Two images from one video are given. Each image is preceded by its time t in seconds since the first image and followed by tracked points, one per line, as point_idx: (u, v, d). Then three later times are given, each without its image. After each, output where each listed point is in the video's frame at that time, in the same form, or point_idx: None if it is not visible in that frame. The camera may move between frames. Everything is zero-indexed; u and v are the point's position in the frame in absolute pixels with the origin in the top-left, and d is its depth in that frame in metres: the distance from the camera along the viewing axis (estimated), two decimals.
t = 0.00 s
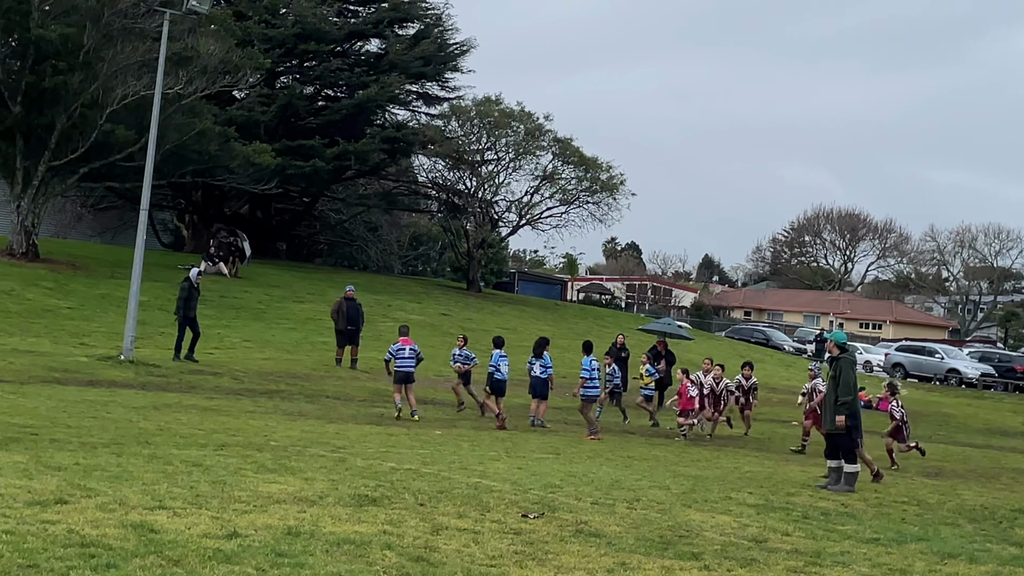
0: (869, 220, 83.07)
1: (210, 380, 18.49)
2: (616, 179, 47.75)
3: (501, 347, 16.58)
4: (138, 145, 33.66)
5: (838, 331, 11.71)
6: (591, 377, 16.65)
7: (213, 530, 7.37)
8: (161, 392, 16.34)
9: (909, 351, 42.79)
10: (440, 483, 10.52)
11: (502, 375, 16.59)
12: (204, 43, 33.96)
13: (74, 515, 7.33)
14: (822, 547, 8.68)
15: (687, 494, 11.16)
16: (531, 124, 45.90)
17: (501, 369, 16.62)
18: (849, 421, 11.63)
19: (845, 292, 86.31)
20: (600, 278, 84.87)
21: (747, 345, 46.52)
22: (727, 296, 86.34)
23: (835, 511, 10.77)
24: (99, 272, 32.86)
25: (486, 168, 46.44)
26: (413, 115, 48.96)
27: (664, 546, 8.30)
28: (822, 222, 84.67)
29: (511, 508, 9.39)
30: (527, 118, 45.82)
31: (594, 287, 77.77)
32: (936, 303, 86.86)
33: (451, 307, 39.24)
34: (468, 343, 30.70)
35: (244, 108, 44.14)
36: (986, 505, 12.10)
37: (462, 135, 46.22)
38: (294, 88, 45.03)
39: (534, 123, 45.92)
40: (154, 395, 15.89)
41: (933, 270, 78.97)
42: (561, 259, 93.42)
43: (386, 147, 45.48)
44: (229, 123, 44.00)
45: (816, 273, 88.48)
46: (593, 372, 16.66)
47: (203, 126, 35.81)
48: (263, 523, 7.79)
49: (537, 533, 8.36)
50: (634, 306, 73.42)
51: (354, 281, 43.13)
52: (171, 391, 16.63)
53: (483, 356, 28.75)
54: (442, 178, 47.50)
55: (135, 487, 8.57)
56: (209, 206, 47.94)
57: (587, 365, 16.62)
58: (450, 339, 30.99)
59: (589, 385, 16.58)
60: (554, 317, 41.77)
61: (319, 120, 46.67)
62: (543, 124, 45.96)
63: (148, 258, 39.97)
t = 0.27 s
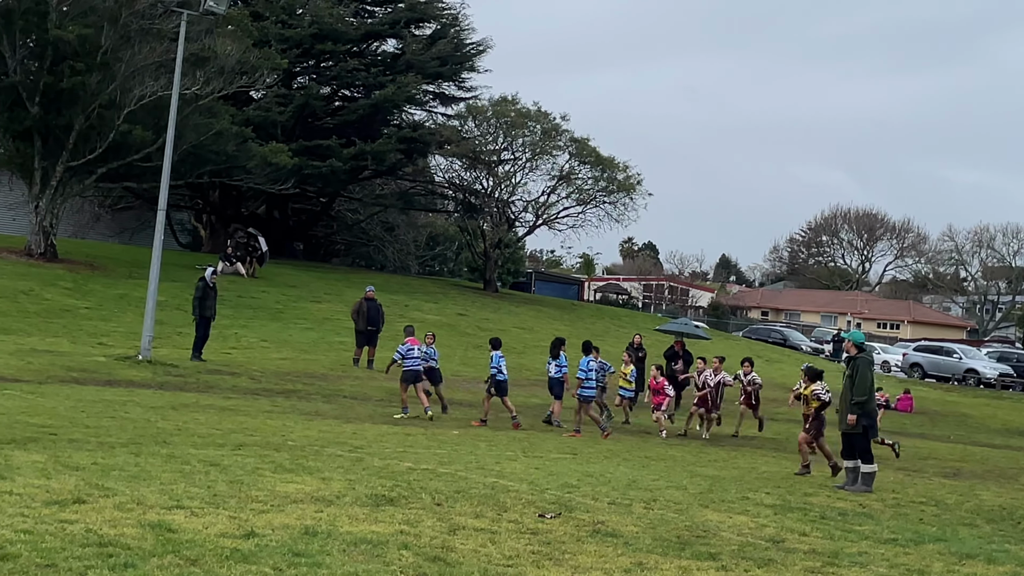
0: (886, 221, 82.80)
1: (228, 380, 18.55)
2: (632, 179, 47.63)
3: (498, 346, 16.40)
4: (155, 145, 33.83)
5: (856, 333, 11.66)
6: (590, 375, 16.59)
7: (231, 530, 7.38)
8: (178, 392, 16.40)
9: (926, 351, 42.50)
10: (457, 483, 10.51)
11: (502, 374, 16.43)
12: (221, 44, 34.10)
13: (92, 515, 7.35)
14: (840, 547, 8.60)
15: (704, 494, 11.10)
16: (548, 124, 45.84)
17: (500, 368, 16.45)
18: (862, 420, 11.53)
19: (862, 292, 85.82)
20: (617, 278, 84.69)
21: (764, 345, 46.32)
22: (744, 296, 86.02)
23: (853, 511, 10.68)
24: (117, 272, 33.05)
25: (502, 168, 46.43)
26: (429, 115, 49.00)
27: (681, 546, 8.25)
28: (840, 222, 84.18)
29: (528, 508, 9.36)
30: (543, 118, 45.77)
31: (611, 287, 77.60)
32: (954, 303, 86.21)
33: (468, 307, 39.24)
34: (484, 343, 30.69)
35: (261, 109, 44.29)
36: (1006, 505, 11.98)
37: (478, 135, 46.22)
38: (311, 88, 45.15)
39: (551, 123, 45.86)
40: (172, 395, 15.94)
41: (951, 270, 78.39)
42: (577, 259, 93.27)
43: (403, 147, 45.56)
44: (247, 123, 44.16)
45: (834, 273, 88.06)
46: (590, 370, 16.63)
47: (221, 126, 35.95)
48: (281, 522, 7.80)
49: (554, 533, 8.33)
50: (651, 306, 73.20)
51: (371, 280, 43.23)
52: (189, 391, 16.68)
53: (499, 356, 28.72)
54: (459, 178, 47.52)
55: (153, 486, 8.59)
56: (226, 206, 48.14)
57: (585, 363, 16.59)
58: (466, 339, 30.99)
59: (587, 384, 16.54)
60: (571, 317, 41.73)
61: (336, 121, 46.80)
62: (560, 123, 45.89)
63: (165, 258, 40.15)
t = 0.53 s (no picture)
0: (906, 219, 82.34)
1: (246, 378, 18.62)
2: (650, 177, 47.49)
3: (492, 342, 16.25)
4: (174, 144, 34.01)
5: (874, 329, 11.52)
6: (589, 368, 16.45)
7: (250, 527, 7.39)
8: (197, 390, 16.49)
9: (945, 350, 42.06)
10: (475, 481, 10.50)
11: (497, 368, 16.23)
12: (239, 43, 34.23)
13: (112, 512, 7.39)
14: (858, 547, 8.53)
15: (723, 493, 11.05)
16: (566, 123, 45.77)
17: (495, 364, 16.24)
18: (874, 418, 11.43)
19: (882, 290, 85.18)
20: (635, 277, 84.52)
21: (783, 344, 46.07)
22: (762, 294, 85.62)
23: (872, 510, 10.59)
24: (136, 270, 33.24)
25: (520, 166, 46.39)
26: (447, 114, 49.03)
27: (699, 545, 8.20)
28: (858, 220, 83.60)
29: (546, 507, 9.34)
30: (561, 116, 45.71)
31: (629, 285, 77.45)
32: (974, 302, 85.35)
33: (486, 305, 39.22)
34: (503, 342, 30.66)
35: (279, 107, 44.46)
36: None
37: (496, 133, 46.21)
38: (329, 87, 45.29)
39: (569, 122, 45.78)
40: (191, 392, 16.02)
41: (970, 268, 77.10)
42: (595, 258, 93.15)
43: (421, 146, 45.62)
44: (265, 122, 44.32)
45: (852, 271, 87.54)
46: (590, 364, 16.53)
47: (239, 125, 36.10)
48: (300, 520, 7.81)
49: (572, 531, 8.30)
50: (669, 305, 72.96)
51: (389, 279, 43.31)
52: (207, 389, 16.76)
53: (517, 354, 28.70)
54: (476, 177, 47.53)
55: (172, 484, 8.63)
56: (245, 205, 48.34)
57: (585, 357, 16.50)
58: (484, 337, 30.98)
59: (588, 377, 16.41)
60: (589, 315, 41.63)
61: (354, 119, 46.94)
62: (578, 122, 45.82)
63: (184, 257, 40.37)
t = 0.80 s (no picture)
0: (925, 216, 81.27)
1: (266, 376, 18.68)
2: (669, 176, 47.34)
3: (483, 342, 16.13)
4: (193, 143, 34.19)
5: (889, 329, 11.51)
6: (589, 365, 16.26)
7: (269, 525, 7.40)
8: (217, 388, 16.55)
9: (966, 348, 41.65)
10: (494, 479, 10.48)
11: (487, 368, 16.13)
12: (258, 42, 34.34)
13: (132, 510, 7.41)
14: (879, 545, 8.44)
15: (742, 492, 10.98)
16: (585, 121, 45.70)
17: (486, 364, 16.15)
18: (896, 417, 11.30)
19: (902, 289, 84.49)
20: (654, 276, 84.26)
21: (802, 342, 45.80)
22: (782, 293, 85.13)
23: (892, 509, 10.49)
24: (156, 269, 33.43)
25: (539, 164, 46.31)
26: (466, 113, 49.03)
27: (719, 544, 8.15)
28: (878, 218, 82.97)
29: (565, 505, 9.31)
30: (580, 115, 45.63)
31: (648, 283, 77.21)
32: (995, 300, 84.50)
33: (505, 304, 39.20)
34: (521, 340, 30.63)
35: (298, 106, 44.59)
36: None
37: (515, 132, 46.15)
38: (348, 85, 45.41)
39: (588, 120, 45.70)
40: (210, 391, 16.08)
41: (991, 267, 75.94)
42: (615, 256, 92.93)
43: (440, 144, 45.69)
44: (284, 121, 44.48)
45: (872, 270, 86.91)
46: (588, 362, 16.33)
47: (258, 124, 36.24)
48: (319, 518, 7.81)
49: (591, 530, 8.26)
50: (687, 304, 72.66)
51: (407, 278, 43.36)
52: (227, 387, 16.83)
53: (536, 352, 28.65)
54: (495, 175, 47.50)
55: (192, 482, 8.66)
56: (264, 203, 48.54)
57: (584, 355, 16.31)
58: (502, 336, 30.96)
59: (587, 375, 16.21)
60: (607, 314, 41.51)
61: (372, 118, 47.05)
62: (597, 120, 45.75)
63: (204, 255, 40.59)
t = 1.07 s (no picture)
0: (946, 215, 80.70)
1: (286, 374, 18.75)
2: (689, 173, 47.19)
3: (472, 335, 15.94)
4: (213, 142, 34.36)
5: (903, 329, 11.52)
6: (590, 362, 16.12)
7: (290, 523, 7.41)
8: (237, 386, 16.64)
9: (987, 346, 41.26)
10: (515, 477, 10.46)
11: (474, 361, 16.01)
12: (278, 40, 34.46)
13: (153, 507, 7.45)
14: (900, 544, 8.36)
15: (763, 489, 10.91)
16: (604, 119, 45.60)
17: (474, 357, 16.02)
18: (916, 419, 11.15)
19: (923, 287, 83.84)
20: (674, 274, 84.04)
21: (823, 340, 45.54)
22: (803, 291, 84.67)
23: (914, 507, 10.39)
24: (177, 268, 33.63)
25: (559, 162, 46.24)
26: (485, 111, 49.02)
27: (740, 541, 8.10)
28: (899, 215, 82.36)
29: (586, 503, 9.28)
30: (599, 112, 45.53)
31: (668, 281, 76.95)
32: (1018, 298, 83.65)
33: (524, 301, 39.18)
34: (540, 338, 30.61)
35: (318, 104, 44.74)
36: None
37: (535, 130, 46.07)
38: (367, 84, 45.52)
39: (608, 118, 45.60)
40: (231, 389, 16.15)
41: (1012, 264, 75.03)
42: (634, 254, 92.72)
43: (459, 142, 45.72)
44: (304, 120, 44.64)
45: (893, 268, 86.30)
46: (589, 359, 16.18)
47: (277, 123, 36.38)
48: (339, 516, 7.82)
49: (612, 528, 8.23)
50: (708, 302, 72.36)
51: (427, 276, 43.40)
52: (247, 385, 16.91)
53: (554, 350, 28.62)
54: (515, 173, 47.46)
55: (214, 479, 8.70)
56: (283, 202, 48.74)
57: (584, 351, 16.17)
58: (521, 334, 30.95)
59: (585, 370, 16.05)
60: (627, 312, 41.42)
61: (392, 116, 47.15)
62: (616, 118, 45.65)
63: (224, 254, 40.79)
